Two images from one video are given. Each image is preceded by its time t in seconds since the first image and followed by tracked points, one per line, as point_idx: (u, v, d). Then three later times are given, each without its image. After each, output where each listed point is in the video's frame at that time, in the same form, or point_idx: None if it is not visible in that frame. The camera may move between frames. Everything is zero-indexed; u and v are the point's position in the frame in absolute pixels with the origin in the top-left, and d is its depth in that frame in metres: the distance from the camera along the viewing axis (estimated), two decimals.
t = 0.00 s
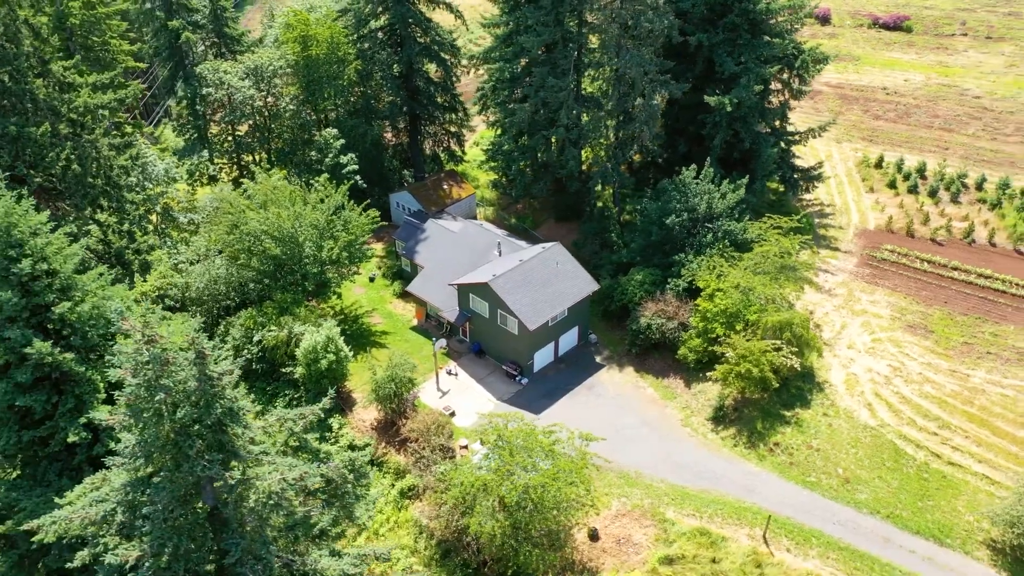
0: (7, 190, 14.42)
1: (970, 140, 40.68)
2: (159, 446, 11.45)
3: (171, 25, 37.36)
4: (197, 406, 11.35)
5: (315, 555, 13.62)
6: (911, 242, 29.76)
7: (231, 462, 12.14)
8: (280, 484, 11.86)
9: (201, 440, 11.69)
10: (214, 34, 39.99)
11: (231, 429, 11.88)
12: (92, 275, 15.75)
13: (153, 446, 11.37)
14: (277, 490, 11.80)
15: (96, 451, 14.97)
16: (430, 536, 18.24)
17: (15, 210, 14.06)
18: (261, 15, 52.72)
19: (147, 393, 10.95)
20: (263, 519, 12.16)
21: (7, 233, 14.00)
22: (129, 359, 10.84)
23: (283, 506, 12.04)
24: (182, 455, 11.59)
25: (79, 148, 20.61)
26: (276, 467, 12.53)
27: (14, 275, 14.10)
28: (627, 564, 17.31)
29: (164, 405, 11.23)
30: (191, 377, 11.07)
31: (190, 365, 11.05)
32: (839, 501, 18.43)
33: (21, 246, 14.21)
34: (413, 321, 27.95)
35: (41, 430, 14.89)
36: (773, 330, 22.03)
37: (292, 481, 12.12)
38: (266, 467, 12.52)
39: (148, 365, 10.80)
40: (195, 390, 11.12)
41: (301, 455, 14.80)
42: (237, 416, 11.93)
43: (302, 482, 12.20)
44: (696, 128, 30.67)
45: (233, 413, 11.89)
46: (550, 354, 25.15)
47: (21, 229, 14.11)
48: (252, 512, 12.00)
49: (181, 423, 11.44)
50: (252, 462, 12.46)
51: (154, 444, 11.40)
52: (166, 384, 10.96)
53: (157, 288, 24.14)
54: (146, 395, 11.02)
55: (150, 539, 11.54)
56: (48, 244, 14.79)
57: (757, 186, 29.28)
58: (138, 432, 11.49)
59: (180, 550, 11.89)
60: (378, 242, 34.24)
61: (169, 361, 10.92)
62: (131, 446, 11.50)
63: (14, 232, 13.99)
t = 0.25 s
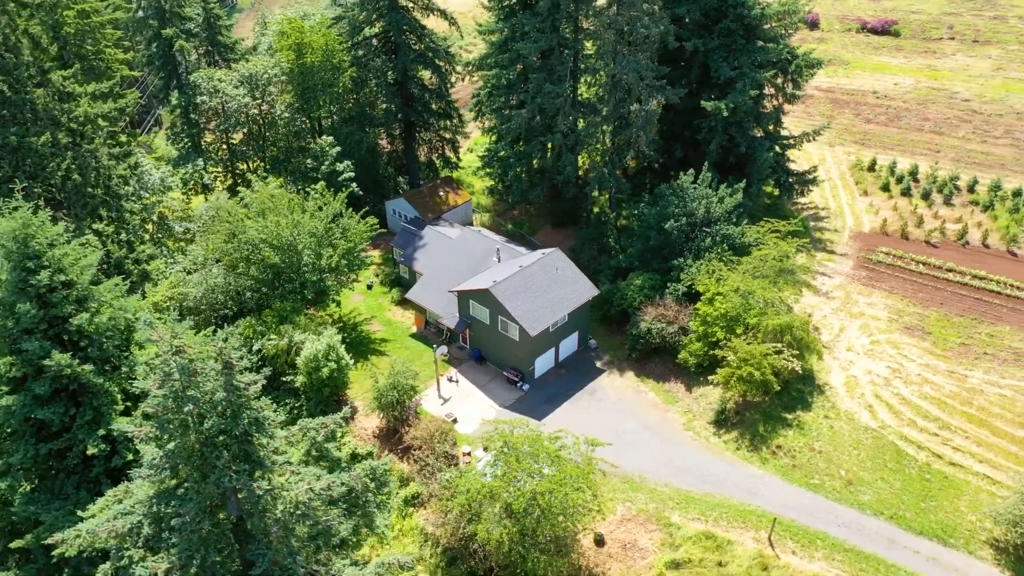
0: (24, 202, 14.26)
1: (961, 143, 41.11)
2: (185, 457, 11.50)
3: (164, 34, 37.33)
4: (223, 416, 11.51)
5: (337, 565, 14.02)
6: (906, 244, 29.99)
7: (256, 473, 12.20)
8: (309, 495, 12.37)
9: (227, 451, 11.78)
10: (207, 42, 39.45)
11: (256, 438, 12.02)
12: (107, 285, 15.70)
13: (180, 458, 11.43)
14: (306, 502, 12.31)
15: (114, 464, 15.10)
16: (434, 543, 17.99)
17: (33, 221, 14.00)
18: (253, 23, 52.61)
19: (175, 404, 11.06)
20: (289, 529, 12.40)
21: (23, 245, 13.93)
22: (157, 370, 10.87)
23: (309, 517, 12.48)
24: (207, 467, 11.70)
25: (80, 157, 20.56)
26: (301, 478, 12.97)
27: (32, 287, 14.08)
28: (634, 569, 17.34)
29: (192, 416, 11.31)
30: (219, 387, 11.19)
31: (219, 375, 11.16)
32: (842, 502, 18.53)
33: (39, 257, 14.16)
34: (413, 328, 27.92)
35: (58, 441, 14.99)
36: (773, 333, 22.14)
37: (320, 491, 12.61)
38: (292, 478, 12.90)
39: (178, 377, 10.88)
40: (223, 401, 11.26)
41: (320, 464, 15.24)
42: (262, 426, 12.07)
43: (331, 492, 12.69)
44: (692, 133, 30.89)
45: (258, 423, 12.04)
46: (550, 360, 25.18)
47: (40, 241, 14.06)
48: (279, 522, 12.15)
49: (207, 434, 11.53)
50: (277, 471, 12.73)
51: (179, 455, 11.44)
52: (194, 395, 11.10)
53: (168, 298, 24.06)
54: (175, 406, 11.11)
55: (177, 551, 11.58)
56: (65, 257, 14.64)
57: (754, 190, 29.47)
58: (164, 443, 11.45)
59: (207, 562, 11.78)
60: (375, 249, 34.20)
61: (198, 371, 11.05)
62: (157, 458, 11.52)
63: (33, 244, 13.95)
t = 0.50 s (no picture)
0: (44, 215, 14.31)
1: (951, 148, 41.58)
2: (210, 470, 11.52)
3: (158, 45, 36.86)
4: (250, 428, 11.48)
5: None
6: (901, 248, 30.24)
7: (282, 485, 12.31)
8: (336, 507, 12.36)
9: (253, 464, 11.87)
10: (201, 51, 40.38)
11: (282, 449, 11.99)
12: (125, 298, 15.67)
13: (206, 470, 11.45)
14: (333, 513, 12.31)
15: (131, 478, 15.02)
16: (439, 551, 17.90)
17: (51, 234, 14.04)
18: (244, 33, 52.58)
19: (202, 416, 11.07)
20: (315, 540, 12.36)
21: (42, 258, 14.02)
22: (186, 383, 10.87)
23: (337, 529, 12.44)
24: (233, 479, 11.73)
25: (80, 169, 20.46)
26: (326, 490, 12.92)
27: (51, 300, 14.09)
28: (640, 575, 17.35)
29: (218, 427, 11.35)
30: (246, 400, 11.12)
31: (248, 384, 11.08)
32: (845, 506, 18.63)
33: (57, 269, 14.17)
34: (413, 337, 27.90)
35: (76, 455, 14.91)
36: (773, 338, 22.28)
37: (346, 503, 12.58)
38: (317, 490, 12.88)
39: (206, 389, 10.87)
40: (250, 413, 11.16)
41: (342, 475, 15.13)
42: (287, 438, 12.01)
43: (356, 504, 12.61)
44: (688, 140, 31.13)
45: (284, 435, 12.02)
46: (551, 367, 25.21)
47: (60, 254, 14.11)
48: (305, 535, 12.24)
49: (233, 446, 11.54)
50: (301, 482, 12.80)
51: (206, 468, 11.47)
52: (220, 408, 11.07)
53: (179, 310, 24.01)
54: (203, 418, 11.14)
55: (204, 565, 11.48)
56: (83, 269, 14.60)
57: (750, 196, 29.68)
58: (191, 456, 11.48)
59: None
60: (372, 259, 34.17)
61: (227, 383, 11.00)
62: (183, 471, 11.48)
63: (50, 257, 14.01)
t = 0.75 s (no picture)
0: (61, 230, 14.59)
1: (941, 154, 42.06)
2: (237, 484, 11.54)
3: (152, 56, 36.83)
4: (276, 441, 11.68)
5: None
6: (895, 253, 30.51)
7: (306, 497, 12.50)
8: (363, 519, 12.78)
9: (278, 477, 12.00)
10: (195, 62, 40.46)
11: (307, 462, 12.23)
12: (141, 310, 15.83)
13: (232, 484, 11.47)
14: (361, 524, 12.71)
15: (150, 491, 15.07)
16: (444, 561, 17.76)
17: (68, 248, 14.31)
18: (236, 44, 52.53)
19: (229, 429, 11.13)
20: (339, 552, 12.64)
21: (59, 272, 14.23)
22: (216, 394, 10.98)
23: (363, 540, 12.86)
24: (258, 492, 11.76)
25: (80, 181, 20.42)
26: (350, 502, 13.15)
27: (69, 314, 14.31)
28: None
29: (246, 441, 11.44)
30: (274, 413, 11.34)
31: (276, 396, 11.35)
32: (848, 510, 18.72)
33: (74, 282, 14.41)
34: (412, 347, 27.88)
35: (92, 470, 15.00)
36: (773, 343, 22.41)
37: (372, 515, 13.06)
38: (341, 502, 13.08)
39: (234, 402, 10.98)
40: (277, 426, 11.38)
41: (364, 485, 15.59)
42: (311, 451, 12.28)
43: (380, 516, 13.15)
44: (683, 148, 31.36)
45: (308, 447, 12.31)
46: (551, 376, 25.24)
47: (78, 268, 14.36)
48: (330, 547, 12.49)
49: (258, 459, 11.67)
50: (322, 494, 12.99)
51: (232, 482, 11.49)
52: (247, 421, 11.20)
53: (180, 323, 23.94)
54: (230, 432, 11.20)
55: None
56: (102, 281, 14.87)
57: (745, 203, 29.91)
58: (215, 470, 11.49)
59: None
60: (369, 269, 34.14)
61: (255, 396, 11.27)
62: (208, 485, 11.49)
63: (66, 270, 14.24)
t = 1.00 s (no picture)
0: (77, 244, 14.60)
1: (932, 159, 42.55)
2: (262, 497, 11.99)
3: (146, 67, 36.72)
4: (302, 453, 12.12)
5: None
6: (889, 258, 30.77)
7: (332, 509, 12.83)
8: (388, 530, 13.05)
9: (303, 489, 12.40)
10: (188, 73, 40.49)
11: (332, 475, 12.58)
12: (153, 321, 15.96)
13: (259, 497, 11.92)
14: (386, 536, 12.99)
15: (166, 506, 15.30)
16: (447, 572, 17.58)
17: (86, 261, 14.33)
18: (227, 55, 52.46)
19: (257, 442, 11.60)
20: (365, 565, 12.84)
21: (77, 286, 14.22)
22: (243, 408, 11.44)
23: (388, 552, 13.08)
24: (284, 505, 12.20)
25: (80, 194, 20.36)
26: (375, 513, 13.46)
27: (86, 329, 14.32)
28: None
29: (273, 455, 11.94)
30: (299, 424, 11.76)
31: (302, 409, 11.74)
32: (850, 514, 18.83)
33: (90, 296, 14.41)
34: (410, 356, 27.85)
35: (110, 485, 15.12)
36: (773, 349, 22.54)
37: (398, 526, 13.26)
38: (365, 513, 13.42)
39: (260, 416, 11.48)
40: (303, 438, 11.80)
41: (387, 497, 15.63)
42: (335, 462, 12.59)
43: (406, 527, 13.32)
44: (678, 155, 31.62)
45: (333, 460, 12.68)
46: (551, 384, 25.25)
47: (94, 282, 14.40)
48: (355, 559, 12.76)
49: (284, 472, 12.11)
50: (348, 506, 13.32)
51: (257, 496, 11.93)
52: (274, 434, 11.69)
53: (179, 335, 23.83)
54: (257, 444, 11.68)
55: None
56: (118, 295, 14.91)
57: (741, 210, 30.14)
58: (241, 485, 11.96)
59: None
60: (365, 278, 34.09)
61: (282, 409, 11.73)
62: (234, 499, 11.97)
63: (82, 284, 14.24)
